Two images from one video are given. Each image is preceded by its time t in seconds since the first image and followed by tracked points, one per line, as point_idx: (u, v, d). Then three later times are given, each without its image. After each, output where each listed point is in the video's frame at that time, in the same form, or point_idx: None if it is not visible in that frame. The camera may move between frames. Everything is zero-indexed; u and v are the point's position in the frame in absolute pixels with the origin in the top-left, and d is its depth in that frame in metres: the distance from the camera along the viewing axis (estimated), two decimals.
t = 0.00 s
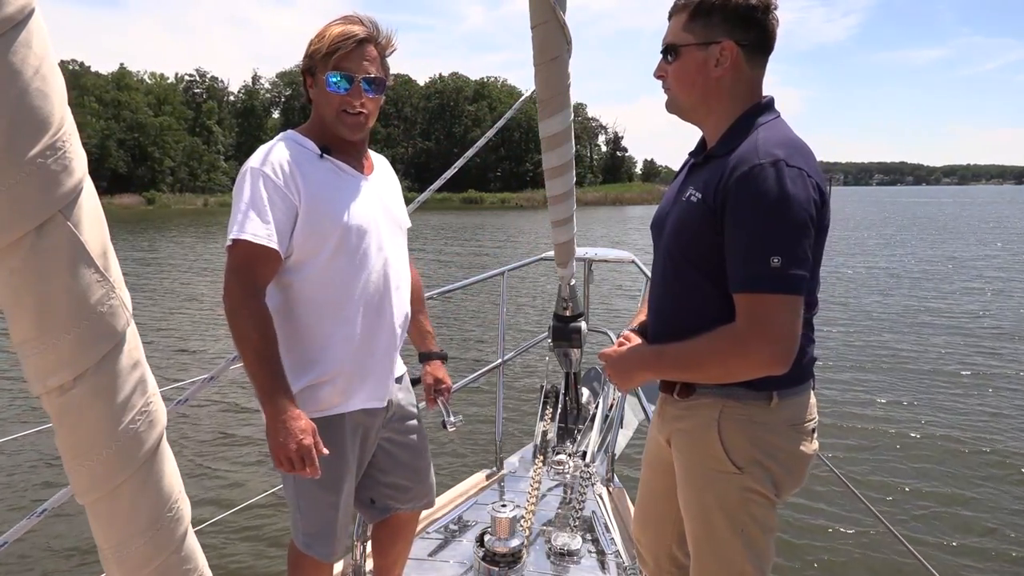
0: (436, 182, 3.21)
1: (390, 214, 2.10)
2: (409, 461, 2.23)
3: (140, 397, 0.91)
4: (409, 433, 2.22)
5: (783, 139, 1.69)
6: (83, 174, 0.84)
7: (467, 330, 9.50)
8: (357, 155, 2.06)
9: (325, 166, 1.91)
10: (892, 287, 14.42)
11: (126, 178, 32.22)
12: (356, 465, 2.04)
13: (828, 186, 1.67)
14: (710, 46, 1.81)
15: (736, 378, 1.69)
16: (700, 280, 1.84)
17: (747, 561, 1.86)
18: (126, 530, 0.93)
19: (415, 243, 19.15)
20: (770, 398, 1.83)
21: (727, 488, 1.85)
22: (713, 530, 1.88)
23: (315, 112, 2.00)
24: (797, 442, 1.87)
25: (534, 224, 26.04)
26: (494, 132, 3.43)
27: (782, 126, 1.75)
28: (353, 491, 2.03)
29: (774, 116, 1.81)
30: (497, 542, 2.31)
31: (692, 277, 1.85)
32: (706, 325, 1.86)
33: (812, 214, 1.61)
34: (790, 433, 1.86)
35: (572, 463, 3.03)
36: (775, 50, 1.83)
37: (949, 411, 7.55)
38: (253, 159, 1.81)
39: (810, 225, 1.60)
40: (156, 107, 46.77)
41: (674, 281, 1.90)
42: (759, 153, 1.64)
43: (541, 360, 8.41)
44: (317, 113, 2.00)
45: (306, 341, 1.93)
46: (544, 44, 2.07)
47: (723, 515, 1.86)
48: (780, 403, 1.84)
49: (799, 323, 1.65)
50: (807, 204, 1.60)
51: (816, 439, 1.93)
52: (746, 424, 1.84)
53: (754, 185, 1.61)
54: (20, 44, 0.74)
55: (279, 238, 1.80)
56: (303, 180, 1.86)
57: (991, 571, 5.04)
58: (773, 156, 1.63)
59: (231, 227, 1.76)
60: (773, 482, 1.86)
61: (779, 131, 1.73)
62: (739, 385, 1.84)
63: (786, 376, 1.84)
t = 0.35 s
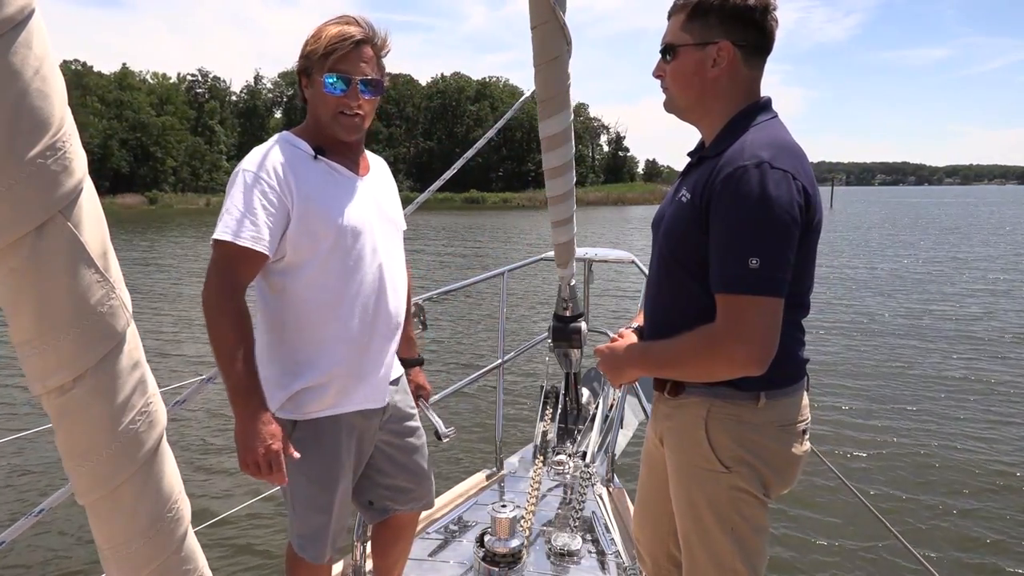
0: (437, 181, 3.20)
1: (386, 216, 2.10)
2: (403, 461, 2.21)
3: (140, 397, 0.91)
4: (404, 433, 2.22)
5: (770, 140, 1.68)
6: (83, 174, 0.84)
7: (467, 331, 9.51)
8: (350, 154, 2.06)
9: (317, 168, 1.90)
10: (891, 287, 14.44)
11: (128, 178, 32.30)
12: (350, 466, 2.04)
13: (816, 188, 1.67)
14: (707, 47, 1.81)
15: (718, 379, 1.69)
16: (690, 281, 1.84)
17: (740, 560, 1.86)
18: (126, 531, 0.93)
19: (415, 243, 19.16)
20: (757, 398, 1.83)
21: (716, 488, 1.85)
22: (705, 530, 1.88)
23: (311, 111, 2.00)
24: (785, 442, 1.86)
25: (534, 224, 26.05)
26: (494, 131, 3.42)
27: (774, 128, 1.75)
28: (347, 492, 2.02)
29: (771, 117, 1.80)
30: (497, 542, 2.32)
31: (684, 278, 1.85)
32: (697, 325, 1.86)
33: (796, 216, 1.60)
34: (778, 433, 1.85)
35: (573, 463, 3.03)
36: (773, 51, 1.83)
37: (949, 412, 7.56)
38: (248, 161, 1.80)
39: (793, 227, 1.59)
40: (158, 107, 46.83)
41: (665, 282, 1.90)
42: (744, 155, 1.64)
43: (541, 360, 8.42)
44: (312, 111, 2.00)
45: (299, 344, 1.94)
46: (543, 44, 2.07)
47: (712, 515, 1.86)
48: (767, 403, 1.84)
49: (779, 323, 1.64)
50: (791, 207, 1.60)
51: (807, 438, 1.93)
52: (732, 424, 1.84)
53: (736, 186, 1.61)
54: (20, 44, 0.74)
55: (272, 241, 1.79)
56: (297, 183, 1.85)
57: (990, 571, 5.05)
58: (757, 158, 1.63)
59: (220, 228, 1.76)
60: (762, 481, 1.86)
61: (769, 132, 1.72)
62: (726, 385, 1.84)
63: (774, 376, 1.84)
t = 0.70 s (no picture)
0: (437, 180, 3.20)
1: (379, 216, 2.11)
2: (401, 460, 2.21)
3: (140, 397, 0.91)
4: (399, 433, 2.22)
5: (766, 141, 1.68)
6: (83, 174, 0.84)
7: (467, 331, 9.52)
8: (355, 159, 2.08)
9: (319, 170, 1.90)
10: (891, 287, 14.45)
11: (130, 178, 32.39)
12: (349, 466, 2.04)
13: (813, 188, 1.66)
14: (703, 47, 1.81)
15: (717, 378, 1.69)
16: (688, 281, 1.85)
17: (739, 560, 1.86)
18: (125, 531, 0.93)
19: (416, 243, 19.19)
20: (755, 398, 1.83)
21: (714, 488, 1.85)
22: (704, 530, 1.88)
23: (345, 134, 1.99)
24: (783, 441, 1.86)
25: (535, 224, 26.07)
26: (495, 130, 3.42)
27: (772, 128, 1.75)
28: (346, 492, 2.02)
29: (768, 117, 1.80)
30: (498, 543, 2.32)
31: (681, 277, 1.85)
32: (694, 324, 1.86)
33: (793, 216, 1.60)
34: (776, 432, 1.85)
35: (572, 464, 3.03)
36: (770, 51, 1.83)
37: (949, 413, 7.56)
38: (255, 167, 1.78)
39: (790, 227, 1.59)
40: (159, 107, 46.87)
41: (662, 282, 1.90)
42: (741, 155, 1.64)
43: (541, 360, 8.43)
44: (347, 133, 1.99)
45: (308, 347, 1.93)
46: (543, 44, 2.07)
47: (711, 515, 1.86)
48: (765, 403, 1.84)
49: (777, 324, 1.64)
50: (788, 207, 1.60)
51: (805, 438, 1.93)
52: (731, 424, 1.84)
53: (733, 186, 1.61)
54: (19, 44, 0.74)
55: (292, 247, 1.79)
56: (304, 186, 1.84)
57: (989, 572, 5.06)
58: (754, 158, 1.63)
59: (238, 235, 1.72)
60: (760, 481, 1.86)
61: (766, 132, 1.72)
62: (724, 385, 1.84)
63: (771, 375, 1.84)
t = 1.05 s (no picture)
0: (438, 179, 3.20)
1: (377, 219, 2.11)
2: (401, 459, 2.22)
3: (140, 398, 0.91)
4: (398, 432, 2.22)
5: (767, 141, 1.68)
6: (83, 176, 0.84)
7: (468, 331, 9.52)
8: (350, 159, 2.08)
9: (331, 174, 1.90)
10: (893, 288, 14.46)
11: (132, 178, 32.46)
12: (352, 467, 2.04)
13: (813, 189, 1.67)
14: (685, 51, 1.82)
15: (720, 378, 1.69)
16: (688, 280, 1.85)
17: (739, 560, 1.86)
18: (125, 532, 0.93)
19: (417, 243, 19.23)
20: (754, 399, 1.83)
21: (714, 488, 1.85)
22: (704, 530, 1.88)
23: (344, 139, 1.98)
24: (783, 442, 1.86)
25: (535, 225, 26.10)
26: (495, 129, 3.41)
27: (771, 129, 1.75)
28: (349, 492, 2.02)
29: (763, 118, 1.80)
30: (498, 543, 2.33)
31: (682, 278, 1.85)
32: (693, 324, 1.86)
33: (795, 215, 1.60)
34: (775, 433, 1.85)
35: (572, 464, 3.03)
36: (758, 47, 1.80)
37: (949, 413, 7.57)
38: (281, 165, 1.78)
39: (791, 227, 1.59)
40: (162, 108, 46.98)
41: (662, 281, 1.90)
42: (742, 155, 1.64)
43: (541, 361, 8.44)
44: (347, 138, 1.98)
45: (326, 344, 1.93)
46: (543, 46, 2.07)
47: (712, 515, 1.86)
48: (765, 404, 1.84)
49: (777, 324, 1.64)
50: (789, 206, 1.60)
51: (805, 439, 1.93)
52: (731, 424, 1.84)
53: (734, 185, 1.61)
54: (20, 46, 0.74)
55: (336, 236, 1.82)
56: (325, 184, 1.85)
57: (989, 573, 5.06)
58: (755, 158, 1.63)
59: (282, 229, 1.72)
60: (760, 481, 1.86)
61: (766, 132, 1.72)
62: (723, 385, 1.84)
63: (772, 376, 1.83)
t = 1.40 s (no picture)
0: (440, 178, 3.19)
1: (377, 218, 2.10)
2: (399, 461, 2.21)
3: (139, 399, 0.91)
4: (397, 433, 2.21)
5: (757, 140, 1.67)
6: (83, 176, 0.84)
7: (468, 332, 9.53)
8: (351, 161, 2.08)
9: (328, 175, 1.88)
10: (892, 289, 14.48)
11: (134, 178, 32.52)
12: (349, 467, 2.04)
13: (801, 188, 1.66)
14: (664, 61, 1.86)
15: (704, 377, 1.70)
16: (681, 279, 1.85)
17: (735, 560, 1.86)
18: (125, 532, 0.93)
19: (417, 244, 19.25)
20: (749, 399, 1.83)
21: (710, 487, 1.85)
22: (701, 530, 1.88)
23: (343, 137, 1.97)
24: (779, 442, 1.86)
25: (536, 225, 26.13)
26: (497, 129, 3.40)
27: (762, 127, 1.74)
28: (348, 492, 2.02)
29: (753, 117, 1.78)
30: (497, 544, 2.32)
31: (675, 276, 1.85)
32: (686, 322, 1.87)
33: (780, 214, 1.60)
34: (772, 434, 1.85)
35: (572, 465, 3.03)
36: (740, 46, 1.80)
37: (949, 414, 7.58)
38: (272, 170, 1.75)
39: (777, 226, 1.59)
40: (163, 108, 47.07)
41: (658, 280, 1.91)
42: (729, 154, 1.64)
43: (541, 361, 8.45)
44: (346, 135, 1.97)
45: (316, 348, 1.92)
46: (540, 47, 2.07)
47: (709, 515, 1.86)
48: (760, 404, 1.84)
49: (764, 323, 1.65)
50: (774, 205, 1.59)
51: (802, 440, 1.93)
52: (727, 425, 1.84)
53: (721, 184, 1.61)
54: (19, 45, 0.74)
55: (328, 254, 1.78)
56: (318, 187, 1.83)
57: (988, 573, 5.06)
58: (741, 156, 1.62)
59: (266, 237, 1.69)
60: (756, 482, 1.85)
61: (758, 131, 1.71)
62: (719, 384, 1.84)
63: (767, 376, 1.84)
